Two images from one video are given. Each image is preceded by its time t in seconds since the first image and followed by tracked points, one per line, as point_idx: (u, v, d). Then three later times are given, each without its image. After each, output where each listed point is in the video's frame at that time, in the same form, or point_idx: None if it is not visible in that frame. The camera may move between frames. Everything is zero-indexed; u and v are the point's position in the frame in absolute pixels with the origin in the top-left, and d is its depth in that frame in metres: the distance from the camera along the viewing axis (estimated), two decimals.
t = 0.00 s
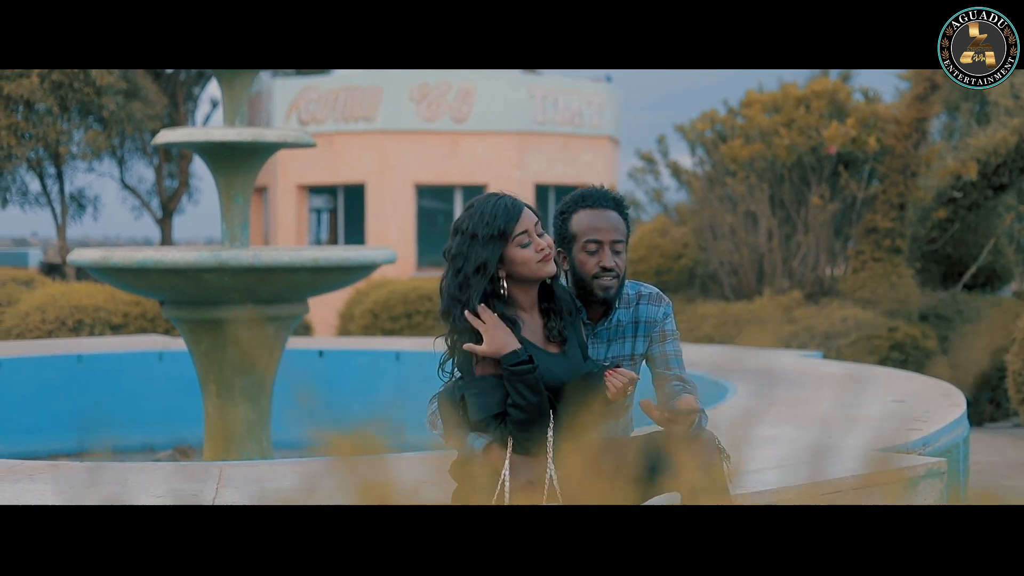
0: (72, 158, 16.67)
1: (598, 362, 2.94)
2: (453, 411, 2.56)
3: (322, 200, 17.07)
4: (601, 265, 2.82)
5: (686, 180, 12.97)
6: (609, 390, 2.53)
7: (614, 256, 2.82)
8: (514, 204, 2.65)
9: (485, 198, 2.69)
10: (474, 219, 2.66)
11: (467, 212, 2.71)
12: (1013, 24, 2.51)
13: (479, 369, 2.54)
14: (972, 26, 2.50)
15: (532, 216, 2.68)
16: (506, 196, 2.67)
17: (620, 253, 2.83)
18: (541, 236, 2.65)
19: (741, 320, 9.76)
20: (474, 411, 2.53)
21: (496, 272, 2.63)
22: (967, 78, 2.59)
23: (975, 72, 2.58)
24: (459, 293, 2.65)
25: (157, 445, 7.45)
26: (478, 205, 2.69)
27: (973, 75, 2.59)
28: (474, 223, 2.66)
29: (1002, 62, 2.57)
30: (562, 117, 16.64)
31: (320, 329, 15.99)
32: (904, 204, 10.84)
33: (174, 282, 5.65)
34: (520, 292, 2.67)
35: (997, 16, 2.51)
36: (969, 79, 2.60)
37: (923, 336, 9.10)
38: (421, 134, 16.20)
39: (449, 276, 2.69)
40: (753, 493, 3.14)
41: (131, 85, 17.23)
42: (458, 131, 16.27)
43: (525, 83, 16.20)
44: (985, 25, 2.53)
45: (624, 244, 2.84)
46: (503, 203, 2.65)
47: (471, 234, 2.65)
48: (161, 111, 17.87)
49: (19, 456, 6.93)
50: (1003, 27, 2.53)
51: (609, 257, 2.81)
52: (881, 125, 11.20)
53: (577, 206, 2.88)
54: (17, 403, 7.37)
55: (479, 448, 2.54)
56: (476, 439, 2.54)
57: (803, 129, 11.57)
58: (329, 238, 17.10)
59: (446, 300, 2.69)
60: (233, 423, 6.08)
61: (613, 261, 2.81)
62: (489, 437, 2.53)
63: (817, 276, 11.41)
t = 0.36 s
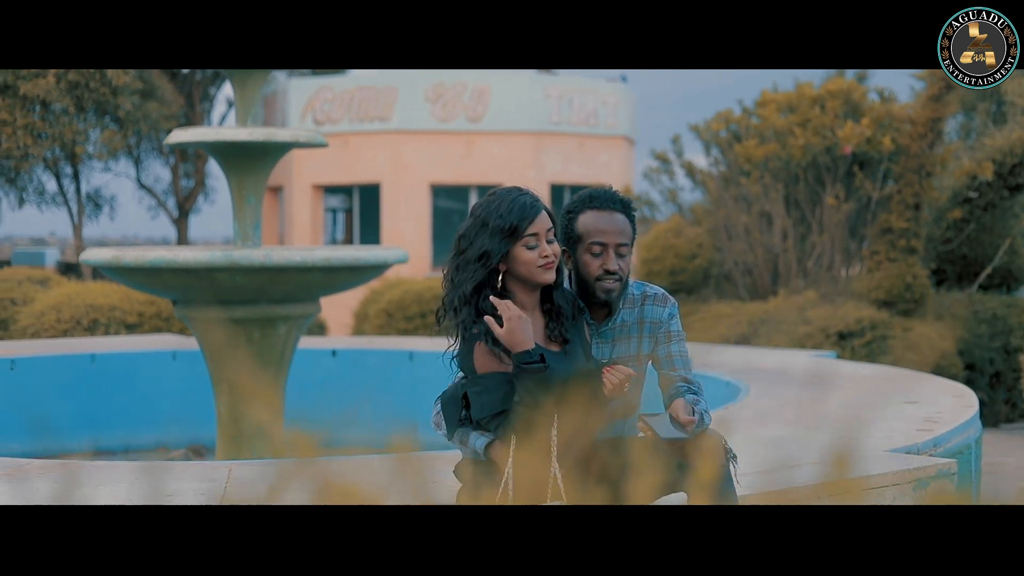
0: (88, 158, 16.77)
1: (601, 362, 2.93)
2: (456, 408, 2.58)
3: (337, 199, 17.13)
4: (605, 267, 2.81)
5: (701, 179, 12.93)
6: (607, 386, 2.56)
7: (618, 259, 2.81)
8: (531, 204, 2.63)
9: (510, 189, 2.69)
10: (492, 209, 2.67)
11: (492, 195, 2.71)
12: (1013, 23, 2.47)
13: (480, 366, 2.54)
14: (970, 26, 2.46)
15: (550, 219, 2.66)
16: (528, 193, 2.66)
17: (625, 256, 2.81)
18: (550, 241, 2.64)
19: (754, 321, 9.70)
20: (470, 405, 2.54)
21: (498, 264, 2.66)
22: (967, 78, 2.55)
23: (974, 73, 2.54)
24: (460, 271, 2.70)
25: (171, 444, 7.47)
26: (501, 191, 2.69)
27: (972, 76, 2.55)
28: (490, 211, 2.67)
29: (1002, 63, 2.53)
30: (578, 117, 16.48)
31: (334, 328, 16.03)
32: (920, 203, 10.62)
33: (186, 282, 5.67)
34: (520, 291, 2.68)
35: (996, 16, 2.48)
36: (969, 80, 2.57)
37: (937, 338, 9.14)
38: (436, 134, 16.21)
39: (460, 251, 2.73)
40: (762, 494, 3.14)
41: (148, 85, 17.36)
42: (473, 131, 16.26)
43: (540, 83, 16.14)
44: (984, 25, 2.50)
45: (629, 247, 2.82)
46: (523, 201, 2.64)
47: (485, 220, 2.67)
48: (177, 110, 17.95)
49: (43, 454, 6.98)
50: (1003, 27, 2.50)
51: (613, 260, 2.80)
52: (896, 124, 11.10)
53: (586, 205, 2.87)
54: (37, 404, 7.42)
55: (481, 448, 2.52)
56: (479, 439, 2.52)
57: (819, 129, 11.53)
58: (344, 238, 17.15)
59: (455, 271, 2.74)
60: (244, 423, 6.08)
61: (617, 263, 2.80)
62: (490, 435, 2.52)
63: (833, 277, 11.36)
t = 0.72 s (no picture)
0: (112, 159, 16.85)
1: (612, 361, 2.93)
2: (472, 410, 2.68)
3: (360, 200, 17.16)
4: (612, 264, 2.82)
5: (723, 178, 12.84)
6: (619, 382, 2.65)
7: (625, 257, 2.82)
8: (546, 215, 2.66)
9: (523, 197, 2.70)
10: (507, 220, 2.69)
11: (503, 203, 2.73)
12: (1011, 23, 2.72)
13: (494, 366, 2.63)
14: (973, 25, 2.70)
15: (564, 226, 2.69)
16: (542, 202, 2.68)
17: (632, 254, 2.82)
18: (565, 250, 2.68)
19: (777, 321, 9.59)
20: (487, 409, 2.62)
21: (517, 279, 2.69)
22: (965, 78, 2.77)
23: (977, 67, 2.78)
24: (477, 284, 2.72)
25: (191, 444, 7.46)
26: (513, 200, 2.70)
27: (975, 72, 2.79)
28: (505, 222, 2.69)
29: (1001, 61, 2.78)
30: (600, 116, 16.63)
31: (356, 328, 16.07)
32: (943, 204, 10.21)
33: (204, 282, 5.69)
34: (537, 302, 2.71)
35: (996, 17, 2.72)
36: (971, 77, 2.81)
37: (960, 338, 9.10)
38: (459, 134, 16.23)
39: (476, 262, 2.75)
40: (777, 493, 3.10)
41: (171, 86, 17.49)
42: (495, 131, 16.27)
43: (562, 83, 16.14)
44: (985, 25, 2.73)
45: (637, 245, 2.83)
46: (537, 211, 2.66)
47: (500, 232, 2.69)
48: (199, 111, 18.14)
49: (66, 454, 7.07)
50: (1002, 28, 2.74)
51: (619, 258, 2.81)
52: (919, 124, 10.73)
53: (595, 203, 2.86)
54: (62, 404, 7.49)
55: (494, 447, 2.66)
56: (490, 439, 2.66)
57: (840, 128, 11.20)
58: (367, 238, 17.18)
59: (470, 282, 2.77)
60: (264, 422, 6.11)
61: (623, 261, 2.81)
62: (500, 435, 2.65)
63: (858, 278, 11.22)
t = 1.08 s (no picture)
0: (133, 159, 16.95)
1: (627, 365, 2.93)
2: (482, 411, 2.64)
3: (380, 200, 17.20)
4: (624, 266, 2.81)
5: (741, 178, 12.80)
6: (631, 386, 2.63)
7: (638, 259, 2.81)
8: (553, 227, 2.65)
9: (529, 207, 2.70)
10: (514, 232, 2.68)
11: (508, 215, 2.72)
12: (1013, 23, 2.62)
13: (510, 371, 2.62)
14: (971, 27, 2.60)
15: (574, 234, 2.68)
16: (548, 214, 2.67)
17: (646, 256, 2.82)
18: (574, 259, 2.67)
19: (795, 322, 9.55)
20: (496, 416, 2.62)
21: (525, 293, 2.69)
22: (967, 78, 2.69)
23: (975, 72, 2.68)
24: (484, 297, 2.72)
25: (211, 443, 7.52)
26: (519, 213, 2.70)
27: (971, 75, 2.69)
28: (510, 235, 2.69)
29: (1002, 62, 2.67)
30: (620, 116, 16.64)
31: (376, 328, 16.11)
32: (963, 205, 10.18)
33: (222, 282, 5.71)
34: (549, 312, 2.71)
35: (998, 16, 2.62)
36: (970, 79, 2.70)
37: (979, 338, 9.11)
38: (480, 134, 16.22)
39: (482, 275, 2.75)
40: (793, 493, 3.07)
41: (192, 87, 17.68)
42: (516, 131, 16.27)
43: (582, 83, 16.19)
44: (986, 26, 2.63)
45: (651, 248, 2.82)
46: (543, 223, 2.66)
47: (507, 246, 2.69)
48: (220, 111, 18.27)
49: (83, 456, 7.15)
50: (1003, 27, 2.65)
51: (632, 259, 2.80)
52: (939, 125, 10.49)
53: (612, 204, 2.87)
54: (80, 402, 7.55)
55: (508, 452, 2.61)
56: (504, 443, 2.61)
57: (860, 128, 10.75)
58: (387, 238, 17.22)
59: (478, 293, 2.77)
60: (282, 423, 6.14)
61: (636, 263, 2.81)
62: (515, 438, 2.59)
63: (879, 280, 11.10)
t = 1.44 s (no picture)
0: (153, 159, 17.09)
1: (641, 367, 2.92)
2: (491, 410, 2.62)
3: (399, 200, 17.24)
4: (639, 266, 2.80)
5: (760, 178, 12.76)
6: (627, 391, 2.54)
7: (653, 259, 2.80)
8: (562, 232, 2.60)
9: (536, 214, 2.65)
10: (523, 238, 2.63)
11: (517, 222, 2.67)
12: (1015, 23, 2.60)
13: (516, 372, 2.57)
14: (974, 27, 2.60)
15: (583, 239, 2.63)
16: (556, 219, 2.62)
17: (661, 257, 2.81)
18: (584, 264, 2.62)
19: (815, 321, 9.50)
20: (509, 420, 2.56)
21: (535, 301, 2.62)
22: (966, 78, 2.69)
23: (976, 72, 2.69)
24: (494, 304, 2.66)
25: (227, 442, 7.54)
26: (527, 220, 2.65)
27: (973, 76, 2.71)
28: (518, 242, 2.64)
29: (1004, 61, 2.67)
30: (639, 116, 16.63)
31: (396, 328, 16.13)
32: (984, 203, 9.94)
33: (239, 283, 5.72)
34: (562, 319, 2.66)
35: (1000, 17, 2.61)
36: (971, 78, 2.72)
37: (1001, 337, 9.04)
38: (499, 134, 16.21)
39: (491, 284, 2.69)
40: (806, 495, 3.06)
41: (211, 87, 17.89)
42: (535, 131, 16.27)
43: (602, 83, 16.22)
44: (988, 26, 2.63)
45: (666, 249, 2.81)
46: (551, 230, 2.61)
47: (514, 253, 2.64)
48: (240, 111, 18.34)
49: (100, 454, 7.07)
50: (1003, 27, 2.62)
51: (647, 259, 2.79)
52: (960, 124, 10.40)
53: (628, 205, 2.85)
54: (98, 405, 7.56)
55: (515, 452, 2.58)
56: (511, 443, 2.59)
57: (879, 128, 10.82)
58: (406, 238, 17.24)
59: (488, 302, 2.71)
60: (299, 423, 6.16)
61: (652, 263, 2.80)
62: (522, 440, 2.57)
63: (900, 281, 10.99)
